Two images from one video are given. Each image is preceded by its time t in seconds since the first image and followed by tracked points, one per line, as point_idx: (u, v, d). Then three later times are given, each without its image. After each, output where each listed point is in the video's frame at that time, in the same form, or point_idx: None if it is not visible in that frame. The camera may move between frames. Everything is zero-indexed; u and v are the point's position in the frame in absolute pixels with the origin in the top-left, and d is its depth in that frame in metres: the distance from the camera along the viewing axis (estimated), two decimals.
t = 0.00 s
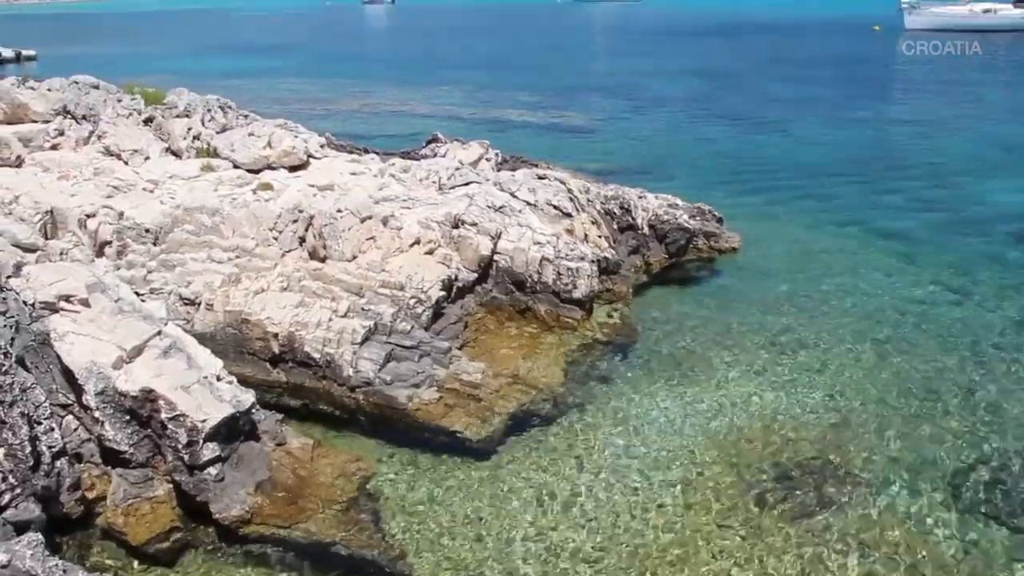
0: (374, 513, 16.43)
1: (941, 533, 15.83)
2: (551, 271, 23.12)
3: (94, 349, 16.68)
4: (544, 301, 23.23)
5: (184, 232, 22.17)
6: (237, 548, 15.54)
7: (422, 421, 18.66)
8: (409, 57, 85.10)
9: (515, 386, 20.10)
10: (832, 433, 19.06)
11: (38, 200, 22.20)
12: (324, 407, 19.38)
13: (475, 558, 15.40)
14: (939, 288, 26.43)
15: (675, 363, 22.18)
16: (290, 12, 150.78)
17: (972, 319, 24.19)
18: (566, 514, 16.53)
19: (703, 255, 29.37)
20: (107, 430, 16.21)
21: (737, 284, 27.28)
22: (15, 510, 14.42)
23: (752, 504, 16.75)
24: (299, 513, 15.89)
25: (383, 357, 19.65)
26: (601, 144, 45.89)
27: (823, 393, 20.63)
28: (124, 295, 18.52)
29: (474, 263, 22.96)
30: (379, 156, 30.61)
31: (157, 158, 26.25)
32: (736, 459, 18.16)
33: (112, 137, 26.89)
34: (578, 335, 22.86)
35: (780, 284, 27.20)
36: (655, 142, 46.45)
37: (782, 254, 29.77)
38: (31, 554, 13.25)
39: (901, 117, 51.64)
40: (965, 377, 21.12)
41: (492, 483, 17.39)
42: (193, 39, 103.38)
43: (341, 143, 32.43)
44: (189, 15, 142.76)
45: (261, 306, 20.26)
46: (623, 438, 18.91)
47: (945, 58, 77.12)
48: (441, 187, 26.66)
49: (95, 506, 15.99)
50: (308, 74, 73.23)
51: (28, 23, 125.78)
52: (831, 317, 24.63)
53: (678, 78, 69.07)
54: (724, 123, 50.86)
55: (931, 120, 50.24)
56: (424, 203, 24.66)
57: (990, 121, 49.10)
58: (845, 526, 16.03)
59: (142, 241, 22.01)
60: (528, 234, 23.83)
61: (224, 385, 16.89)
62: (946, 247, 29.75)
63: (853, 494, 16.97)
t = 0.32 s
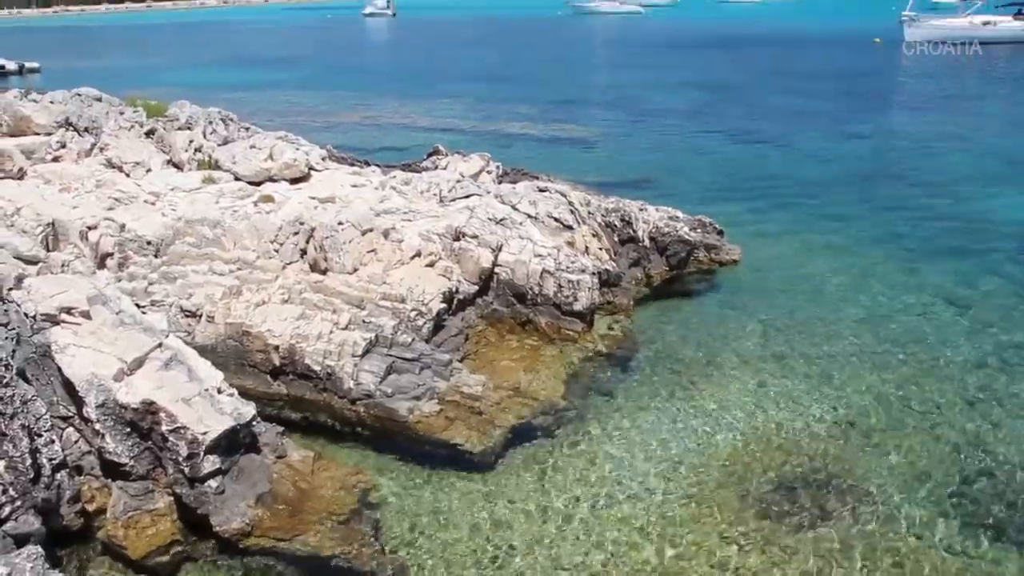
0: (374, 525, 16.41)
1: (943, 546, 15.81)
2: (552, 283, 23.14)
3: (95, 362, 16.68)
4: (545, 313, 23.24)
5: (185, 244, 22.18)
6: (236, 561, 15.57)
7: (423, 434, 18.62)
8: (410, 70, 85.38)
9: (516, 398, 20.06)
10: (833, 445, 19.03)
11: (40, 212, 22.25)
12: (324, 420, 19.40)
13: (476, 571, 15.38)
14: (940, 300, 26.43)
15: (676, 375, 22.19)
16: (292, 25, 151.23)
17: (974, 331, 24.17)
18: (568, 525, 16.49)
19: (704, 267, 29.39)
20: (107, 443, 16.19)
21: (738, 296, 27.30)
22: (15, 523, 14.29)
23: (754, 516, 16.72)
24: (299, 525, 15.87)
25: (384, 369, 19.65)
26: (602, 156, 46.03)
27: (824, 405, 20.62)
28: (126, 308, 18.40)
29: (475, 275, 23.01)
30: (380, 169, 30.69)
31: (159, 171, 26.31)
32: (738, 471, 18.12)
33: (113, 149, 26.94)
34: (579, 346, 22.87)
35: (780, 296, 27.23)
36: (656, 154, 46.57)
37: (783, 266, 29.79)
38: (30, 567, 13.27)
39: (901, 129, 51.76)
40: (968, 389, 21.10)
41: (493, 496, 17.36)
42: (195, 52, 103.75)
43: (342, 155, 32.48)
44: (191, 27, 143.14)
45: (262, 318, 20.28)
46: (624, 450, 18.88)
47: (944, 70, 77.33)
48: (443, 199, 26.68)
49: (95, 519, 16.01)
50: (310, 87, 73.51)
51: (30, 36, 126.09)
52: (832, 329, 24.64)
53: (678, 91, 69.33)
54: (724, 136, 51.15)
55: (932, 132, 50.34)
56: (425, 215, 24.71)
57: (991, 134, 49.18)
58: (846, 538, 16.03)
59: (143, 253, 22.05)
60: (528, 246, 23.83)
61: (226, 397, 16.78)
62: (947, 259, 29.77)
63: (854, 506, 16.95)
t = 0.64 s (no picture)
0: (375, 537, 16.35)
1: (946, 559, 15.76)
2: (553, 295, 23.12)
3: (96, 373, 16.57)
4: (547, 325, 23.19)
5: (188, 256, 22.19)
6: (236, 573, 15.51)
7: (424, 446, 18.68)
8: (411, 81, 85.63)
9: (517, 411, 20.04)
10: (834, 457, 18.99)
11: (41, 223, 22.31)
12: (326, 432, 19.24)
13: None
14: (942, 311, 26.46)
15: (678, 387, 22.18)
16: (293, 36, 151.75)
17: (976, 343, 24.19)
18: (569, 538, 16.44)
19: (705, 279, 29.41)
20: (107, 454, 16.13)
21: (739, 307, 27.33)
22: (15, 535, 14.45)
23: (755, 528, 16.67)
24: (299, 537, 15.86)
25: (385, 380, 19.70)
26: (602, 168, 46.12)
27: (826, 417, 20.57)
28: (127, 319, 18.37)
29: (477, 286, 23.09)
30: (382, 180, 30.75)
31: (161, 182, 26.35)
32: (739, 483, 18.08)
33: (115, 160, 26.99)
34: (581, 357, 22.85)
35: (781, 307, 27.26)
36: (657, 165, 46.66)
37: (784, 277, 29.81)
38: None
39: (901, 141, 51.92)
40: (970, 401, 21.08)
41: (494, 508, 17.31)
42: (197, 63, 104.03)
43: (344, 167, 32.58)
44: (194, 39, 143.78)
45: (264, 329, 20.33)
46: (624, 462, 18.84)
47: (943, 82, 77.58)
48: (444, 211, 26.76)
49: (96, 531, 16.04)
50: (311, 98, 73.72)
51: (34, 47, 126.70)
52: (832, 341, 24.65)
53: (679, 102, 69.54)
54: (723, 147, 51.38)
55: (931, 144, 50.47)
56: (427, 227, 24.77)
57: (990, 145, 49.34)
58: (850, 550, 15.99)
59: (144, 265, 22.07)
60: (530, 257, 23.81)
61: (227, 409, 16.80)
62: (948, 270, 29.81)
63: (856, 519, 16.90)
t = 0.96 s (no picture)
0: (376, 550, 16.32)
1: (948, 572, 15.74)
2: (554, 306, 23.12)
3: (97, 384, 16.55)
4: (548, 336, 23.17)
5: (189, 266, 22.25)
6: None
7: (425, 458, 18.58)
8: (412, 92, 85.89)
9: (518, 422, 20.03)
10: (835, 469, 18.96)
11: (43, 233, 22.37)
12: (325, 444, 19.29)
13: None
14: (942, 323, 26.50)
15: (678, 399, 22.17)
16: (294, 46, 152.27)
17: (979, 355, 24.19)
18: (570, 551, 16.40)
19: (707, 291, 29.41)
20: (107, 465, 16.15)
21: (739, 319, 27.38)
22: (13, 545, 14.55)
23: (756, 541, 16.64)
24: (300, 549, 15.78)
25: (386, 392, 19.65)
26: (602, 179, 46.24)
27: (826, 430, 20.54)
28: (129, 330, 18.30)
29: (477, 297, 23.13)
30: (384, 191, 30.79)
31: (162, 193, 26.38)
32: (740, 496, 18.03)
33: (117, 170, 27.05)
34: (582, 369, 22.87)
35: (781, 319, 27.30)
36: (657, 176, 46.77)
37: (784, 289, 29.86)
38: None
39: (900, 152, 52.06)
40: (971, 413, 21.08)
41: (494, 521, 17.27)
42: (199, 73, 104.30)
43: (345, 178, 32.60)
44: (195, 49, 144.09)
45: (264, 340, 20.38)
46: (624, 474, 18.80)
47: (942, 94, 77.82)
48: (445, 223, 26.83)
49: (95, 541, 15.92)
50: (312, 109, 73.90)
51: (36, 57, 127.01)
52: (833, 353, 24.64)
53: (679, 113, 69.74)
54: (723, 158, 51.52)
55: (931, 155, 50.62)
56: (428, 238, 24.80)
57: (990, 157, 49.49)
58: (850, 564, 15.99)
59: (145, 275, 22.10)
60: (531, 269, 23.82)
61: (227, 419, 16.75)
62: (948, 282, 29.88)
63: (857, 532, 16.89)
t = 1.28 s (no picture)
0: (375, 561, 16.30)
1: None
2: (554, 317, 23.14)
3: (96, 393, 16.53)
4: (548, 347, 23.18)
5: (189, 276, 22.20)
6: None
7: (424, 469, 18.64)
8: (412, 103, 86.15)
9: (517, 434, 20.03)
10: (834, 481, 18.94)
11: (43, 242, 22.39)
12: (324, 454, 19.21)
13: None
14: (942, 335, 26.53)
15: (677, 410, 22.17)
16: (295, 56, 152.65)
17: (979, 367, 24.19)
18: (568, 563, 16.38)
19: (706, 302, 29.49)
20: (106, 475, 16.15)
21: (739, 330, 27.39)
22: (11, 555, 14.51)
23: (755, 552, 16.62)
24: (299, 560, 15.81)
25: (385, 403, 19.66)
26: (601, 189, 46.34)
27: (826, 442, 20.51)
28: (129, 339, 18.27)
29: (477, 308, 23.08)
30: (384, 202, 30.85)
31: (163, 202, 26.38)
32: (739, 507, 18.01)
33: (118, 180, 27.09)
34: (581, 381, 22.88)
35: (781, 330, 27.33)
36: (656, 187, 46.86)
37: (784, 300, 29.89)
38: None
39: (900, 164, 52.16)
40: (971, 425, 21.08)
41: (493, 532, 17.25)
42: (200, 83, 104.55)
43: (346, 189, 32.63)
44: (197, 59, 144.29)
45: (264, 350, 20.44)
46: (623, 485, 18.80)
47: (942, 106, 78.01)
48: (445, 234, 26.85)
49: (94, 551, 15.89)
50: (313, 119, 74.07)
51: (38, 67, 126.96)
52: (833, 364, 24.64)
53: (679, 124, 69.92)
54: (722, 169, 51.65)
55: (930, 167, 50.72)
56: (428, 249, 24.81)
57: (989, 169, 49.57)
58: None
59: (145, 285, 22.11)
60: (531, 280, 23.85)
61: (226, 429, 16.68)
62: (948, 294, 29.93)
63: (856, 543, 16.87)
